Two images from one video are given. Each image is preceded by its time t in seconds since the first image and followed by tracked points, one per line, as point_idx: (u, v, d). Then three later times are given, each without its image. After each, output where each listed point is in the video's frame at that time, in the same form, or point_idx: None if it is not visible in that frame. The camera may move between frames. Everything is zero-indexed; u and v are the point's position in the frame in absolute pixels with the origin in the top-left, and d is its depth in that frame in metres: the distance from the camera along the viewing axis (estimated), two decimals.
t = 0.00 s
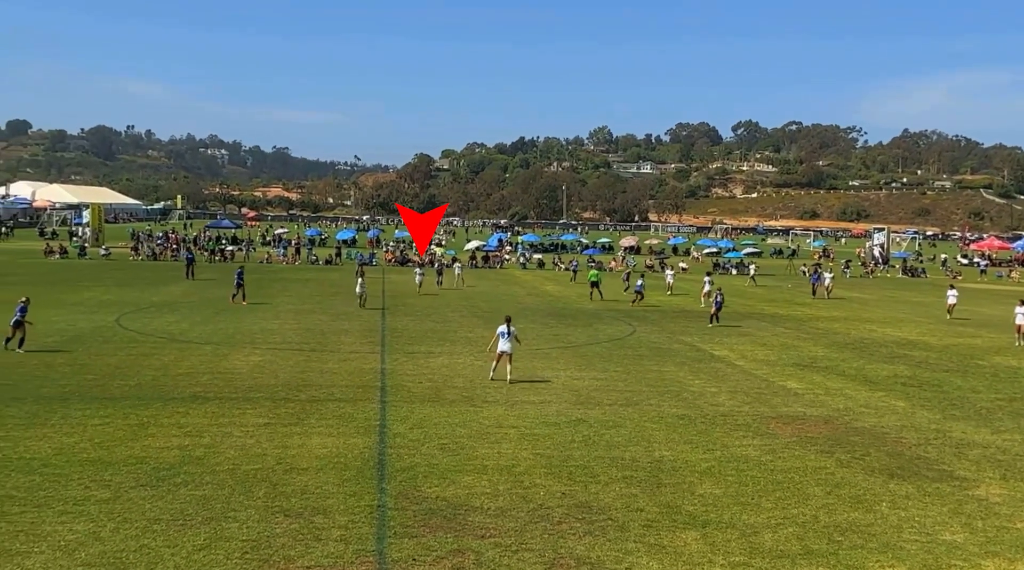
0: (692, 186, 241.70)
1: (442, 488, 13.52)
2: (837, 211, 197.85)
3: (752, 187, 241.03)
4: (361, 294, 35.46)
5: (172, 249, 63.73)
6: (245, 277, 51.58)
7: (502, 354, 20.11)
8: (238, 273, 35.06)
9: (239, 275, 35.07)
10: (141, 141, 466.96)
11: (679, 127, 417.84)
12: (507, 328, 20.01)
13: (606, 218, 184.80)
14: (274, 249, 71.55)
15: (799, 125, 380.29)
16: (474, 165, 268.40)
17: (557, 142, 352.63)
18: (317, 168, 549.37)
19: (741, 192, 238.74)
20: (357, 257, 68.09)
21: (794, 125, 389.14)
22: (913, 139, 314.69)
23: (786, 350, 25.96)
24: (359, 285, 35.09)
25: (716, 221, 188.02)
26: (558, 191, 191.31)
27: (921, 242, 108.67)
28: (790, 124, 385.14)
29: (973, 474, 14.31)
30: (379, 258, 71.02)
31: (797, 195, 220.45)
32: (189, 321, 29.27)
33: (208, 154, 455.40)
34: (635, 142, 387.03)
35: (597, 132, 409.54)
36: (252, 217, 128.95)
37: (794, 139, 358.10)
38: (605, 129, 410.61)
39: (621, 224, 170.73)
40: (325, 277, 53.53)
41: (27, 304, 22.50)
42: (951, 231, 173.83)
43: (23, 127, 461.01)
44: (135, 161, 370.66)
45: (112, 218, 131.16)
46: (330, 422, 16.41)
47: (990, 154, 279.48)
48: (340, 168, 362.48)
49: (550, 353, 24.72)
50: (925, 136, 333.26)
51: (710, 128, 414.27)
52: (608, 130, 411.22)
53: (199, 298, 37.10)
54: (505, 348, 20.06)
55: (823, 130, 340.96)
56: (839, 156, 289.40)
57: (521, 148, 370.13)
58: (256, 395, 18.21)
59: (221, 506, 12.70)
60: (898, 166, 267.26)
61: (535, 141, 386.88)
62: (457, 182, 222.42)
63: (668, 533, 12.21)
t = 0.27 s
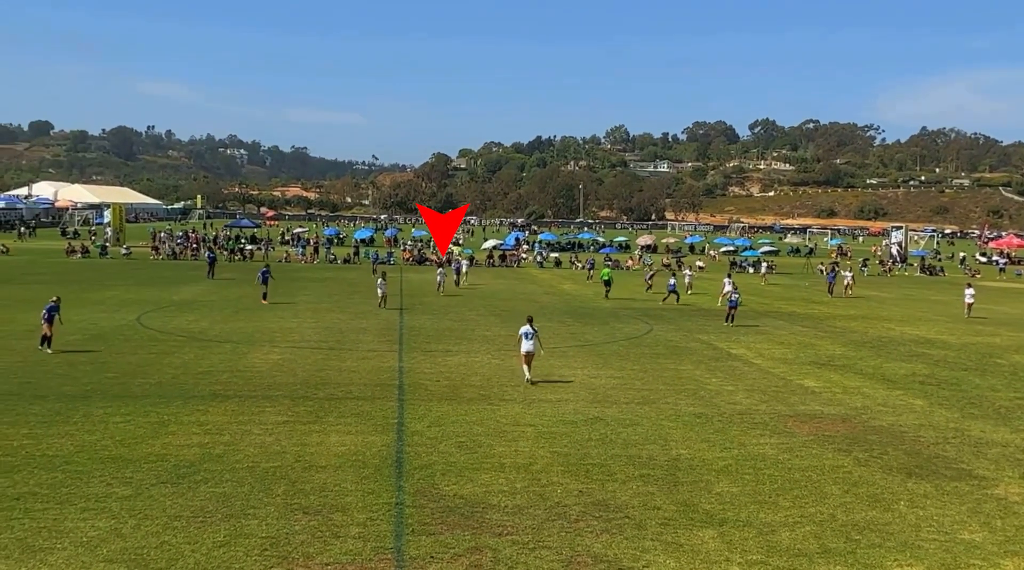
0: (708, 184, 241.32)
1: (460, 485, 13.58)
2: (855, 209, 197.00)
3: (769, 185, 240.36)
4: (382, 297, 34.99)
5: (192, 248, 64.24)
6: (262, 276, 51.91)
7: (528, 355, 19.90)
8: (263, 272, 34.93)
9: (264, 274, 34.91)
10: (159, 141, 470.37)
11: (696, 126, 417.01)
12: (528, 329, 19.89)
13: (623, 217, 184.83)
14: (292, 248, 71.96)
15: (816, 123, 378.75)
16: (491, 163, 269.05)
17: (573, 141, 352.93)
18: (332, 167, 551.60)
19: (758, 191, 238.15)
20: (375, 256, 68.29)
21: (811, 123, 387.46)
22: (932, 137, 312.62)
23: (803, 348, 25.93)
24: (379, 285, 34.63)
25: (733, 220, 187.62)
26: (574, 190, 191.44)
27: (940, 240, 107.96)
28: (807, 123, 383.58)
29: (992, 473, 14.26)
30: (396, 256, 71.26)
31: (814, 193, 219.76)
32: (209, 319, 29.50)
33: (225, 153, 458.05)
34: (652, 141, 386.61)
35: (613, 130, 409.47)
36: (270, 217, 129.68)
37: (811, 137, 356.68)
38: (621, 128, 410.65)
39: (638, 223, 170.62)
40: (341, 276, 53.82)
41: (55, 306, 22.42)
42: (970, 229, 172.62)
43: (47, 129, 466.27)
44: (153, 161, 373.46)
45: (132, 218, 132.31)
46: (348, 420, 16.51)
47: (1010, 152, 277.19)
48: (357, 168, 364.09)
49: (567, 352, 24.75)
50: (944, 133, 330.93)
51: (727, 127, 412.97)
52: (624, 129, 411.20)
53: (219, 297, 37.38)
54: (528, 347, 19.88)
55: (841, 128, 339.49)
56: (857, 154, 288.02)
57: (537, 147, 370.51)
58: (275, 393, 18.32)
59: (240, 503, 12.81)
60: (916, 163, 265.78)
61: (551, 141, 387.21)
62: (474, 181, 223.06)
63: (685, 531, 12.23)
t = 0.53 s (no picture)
0: (726, 183, 240.68)
1: (478, 484, 13.66)
2: (872, 208, 196.07)
3: (786, 184, 239.60)
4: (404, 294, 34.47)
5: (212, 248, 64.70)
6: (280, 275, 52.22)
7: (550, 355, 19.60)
8: (289, 272, 34.63)
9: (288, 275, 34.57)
10: (177, 142, 473.85)
11: (712, 125, 416.17)
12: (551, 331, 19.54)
13: (640, 217, 184.82)
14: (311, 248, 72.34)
15: (833, 123, 377.07)
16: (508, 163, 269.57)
17: (590, 141, 353.01)
18: (358, 170, 554.91)
19: (775, 190, 237.49)
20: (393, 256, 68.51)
21: (829, 121, 385.69)
22: (951, 136, 310.49)
23: (820, 347, 25.89)
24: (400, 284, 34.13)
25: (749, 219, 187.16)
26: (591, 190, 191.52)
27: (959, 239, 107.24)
28: (825, 121, 381.92)
29: (1012, 473, 14.21)
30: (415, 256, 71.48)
31: (832, 192, 218.73)
32: (229, 318, 29.72)
33: (242, 154, 460.72)
34: (668, 140, 386.13)
35: (630, 130, 409.56)
36: (290, 218, 130.45)
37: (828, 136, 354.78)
38: (638, 128, 410.79)
39: (655, 222, 170.47)
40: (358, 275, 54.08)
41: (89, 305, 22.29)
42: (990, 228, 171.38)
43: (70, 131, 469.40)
44: (172, 162, 376.07)
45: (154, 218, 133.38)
46: (367, 419, 16.60)
47: None
48: (417, 172, 369.06)
49: (584, 351, 24.79)
50: (963, 132, 328.55)
51: (744, 126, 411.76)
52: (641, 129, 411.17)
53: (239, 297, 37.66)
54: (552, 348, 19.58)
55: (859, 127, 337.87)
56: (875, 153, 286.59)
57: (555, 147, 370.11)
58: (294, 392, 18.44)
59: (260, 501, 12.92)
60: (935, 162, 263.98)
61: (568, 141, 387.62)
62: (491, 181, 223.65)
63: (702, 530, 12.26)
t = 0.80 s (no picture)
0: (746, 183, 239.71)
1: (500, 481, 13.76)
2: (893, 207, 194.86)
3: (807, 183, 238.54)
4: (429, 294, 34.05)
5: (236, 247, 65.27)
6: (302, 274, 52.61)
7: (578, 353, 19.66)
8: (319, 272, 34.49)
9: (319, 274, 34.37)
10: (199, 142, 478.25)
11: (732, 124, 414.86)
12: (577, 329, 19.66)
13: (661, 216, 184.68)
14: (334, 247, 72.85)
15: (854, 121, 374.90)
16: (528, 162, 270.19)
17: (609, 141, 353.12)
18: (376, 170, 557.27)
19: (796, 188, 236.57)
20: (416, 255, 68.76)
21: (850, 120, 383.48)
22: (974, 134, 307.75)
23: (841, 346, 25.85)
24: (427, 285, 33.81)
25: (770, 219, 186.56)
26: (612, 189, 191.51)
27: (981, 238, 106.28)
28: (845, 120, 379.85)
29: None
30: (437, 255, 71.77)
31: (852, 191, 217.39)
32: (253, 317, 30.01)
33: (263, 154, 463.94)
34: (688, 139, 385.36)
35: (649, 129, 409.49)
36: (312, 218, 131.19)
37: (849, 135, 352.47)
38: (658, 127, 410.65)
39: (676, 221, 170.28)
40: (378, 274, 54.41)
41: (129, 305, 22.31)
42: (1013, 226, 169.87)
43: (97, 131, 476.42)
44: (194, 162, 379.30)
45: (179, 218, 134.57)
46: (390, 417, 16.74)
47: None
48: (438, 172, 370.89)
49: (605, 349, 24.86)
50: (986, 130, 325.59)
51: (764, 124, 410.10)
52: (661, 128, 410.79)
53: (263, 295, 38.03)
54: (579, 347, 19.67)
55: (880, 125, 335.68)
56: (896, 151, 284.72)
57: (575, 146, 369.87)
58: (318, 389, 18.62)
59: (284, 497, 13.08)
60: (957, 160, 261.68)
61: (588, 141, 387.91)
62: (511, 181, 224.26)
63: (723, 527, 12.31)
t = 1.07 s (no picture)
0: (768, 182, 238.56)
1: (522, 478, 13.87)
2: (915, 205, 193.42)
3: (828, 182, 237.43)
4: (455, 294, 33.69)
5: (260, 247, 65.83)
6: (324, 274, 53.00)
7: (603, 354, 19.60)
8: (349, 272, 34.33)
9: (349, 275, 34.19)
10: (222, 143, 482.52)
11: (753, 123, 413.68)
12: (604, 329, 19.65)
13: (682, 215, 184.41)
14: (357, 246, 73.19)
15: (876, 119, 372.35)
16: (548, 162, 270.74)
17: (630, 140, 353.02)
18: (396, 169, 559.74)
19: (817, 187, 235.53)
20: (438, 255, 68.97)
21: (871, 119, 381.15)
22: (998, 132, 304.61)
23: (862, 344, 25.79)
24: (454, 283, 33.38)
25: (791, 217, 185.81)
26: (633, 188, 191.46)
27: (1006, 236, 105.24)
28: (867, 118, 377.34)
29: None
30: (459, 255, 71.99)
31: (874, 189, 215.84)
32: (277, 316, 30.28)
33: (283, 154, 467.06)
34: (709, 138, 384.58)
35: (670, 129, 409.41)
36: (336, 218, 131.94)
37: (871, 133, 349.87)
38: (679, 126, 410.46)
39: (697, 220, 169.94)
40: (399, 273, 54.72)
41: (168, 304, 22.32)
42: None
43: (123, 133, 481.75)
44: (217, 163, 382.68)
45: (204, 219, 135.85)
46: (412, 414, 16.88)
47: None
48: (460, 172, 372.65)
49: (626, 348, 24.93)
50: (1011, 127, 322.13)
51: (785, 123, 408.38)
52: (682, 127, 410.60)
53: (287, 294, 38.39)
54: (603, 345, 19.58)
55: (902, 123, 333.33)
56: (918, 148, 282.49)
57: (597, 146, 369.61)
58: (341, 387, 18.79)
59: (309, 493, 13.24)
60: (980, 158, 259.14)
61: (609, 140, 388.35)
62: (532, 180, 224.75)
63: (745, 525, 12.35)
